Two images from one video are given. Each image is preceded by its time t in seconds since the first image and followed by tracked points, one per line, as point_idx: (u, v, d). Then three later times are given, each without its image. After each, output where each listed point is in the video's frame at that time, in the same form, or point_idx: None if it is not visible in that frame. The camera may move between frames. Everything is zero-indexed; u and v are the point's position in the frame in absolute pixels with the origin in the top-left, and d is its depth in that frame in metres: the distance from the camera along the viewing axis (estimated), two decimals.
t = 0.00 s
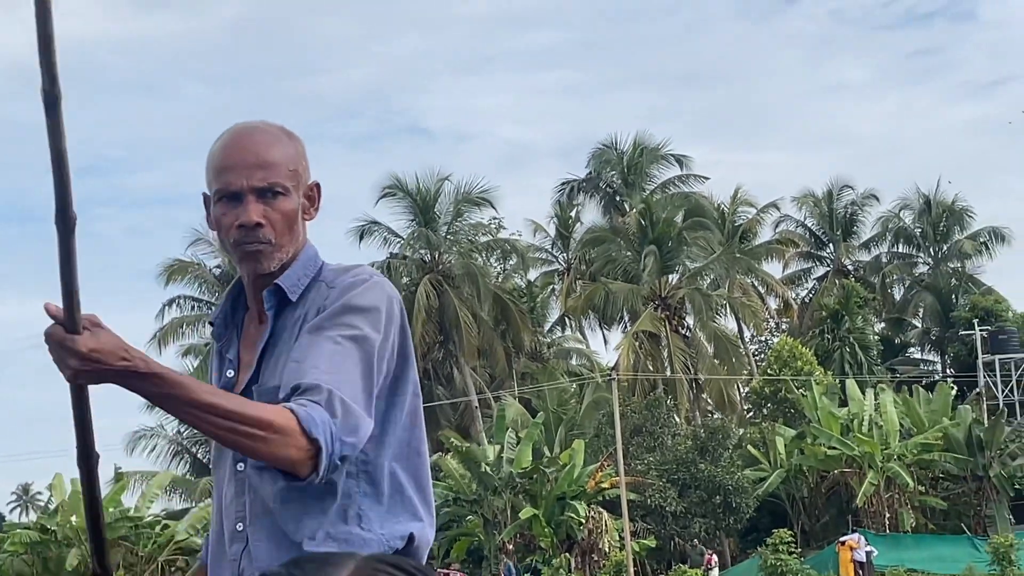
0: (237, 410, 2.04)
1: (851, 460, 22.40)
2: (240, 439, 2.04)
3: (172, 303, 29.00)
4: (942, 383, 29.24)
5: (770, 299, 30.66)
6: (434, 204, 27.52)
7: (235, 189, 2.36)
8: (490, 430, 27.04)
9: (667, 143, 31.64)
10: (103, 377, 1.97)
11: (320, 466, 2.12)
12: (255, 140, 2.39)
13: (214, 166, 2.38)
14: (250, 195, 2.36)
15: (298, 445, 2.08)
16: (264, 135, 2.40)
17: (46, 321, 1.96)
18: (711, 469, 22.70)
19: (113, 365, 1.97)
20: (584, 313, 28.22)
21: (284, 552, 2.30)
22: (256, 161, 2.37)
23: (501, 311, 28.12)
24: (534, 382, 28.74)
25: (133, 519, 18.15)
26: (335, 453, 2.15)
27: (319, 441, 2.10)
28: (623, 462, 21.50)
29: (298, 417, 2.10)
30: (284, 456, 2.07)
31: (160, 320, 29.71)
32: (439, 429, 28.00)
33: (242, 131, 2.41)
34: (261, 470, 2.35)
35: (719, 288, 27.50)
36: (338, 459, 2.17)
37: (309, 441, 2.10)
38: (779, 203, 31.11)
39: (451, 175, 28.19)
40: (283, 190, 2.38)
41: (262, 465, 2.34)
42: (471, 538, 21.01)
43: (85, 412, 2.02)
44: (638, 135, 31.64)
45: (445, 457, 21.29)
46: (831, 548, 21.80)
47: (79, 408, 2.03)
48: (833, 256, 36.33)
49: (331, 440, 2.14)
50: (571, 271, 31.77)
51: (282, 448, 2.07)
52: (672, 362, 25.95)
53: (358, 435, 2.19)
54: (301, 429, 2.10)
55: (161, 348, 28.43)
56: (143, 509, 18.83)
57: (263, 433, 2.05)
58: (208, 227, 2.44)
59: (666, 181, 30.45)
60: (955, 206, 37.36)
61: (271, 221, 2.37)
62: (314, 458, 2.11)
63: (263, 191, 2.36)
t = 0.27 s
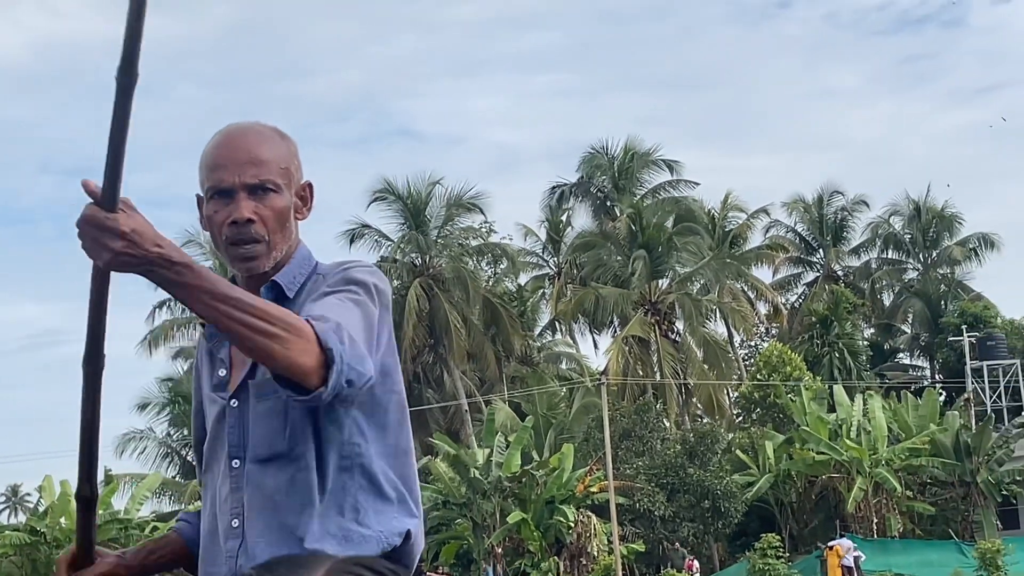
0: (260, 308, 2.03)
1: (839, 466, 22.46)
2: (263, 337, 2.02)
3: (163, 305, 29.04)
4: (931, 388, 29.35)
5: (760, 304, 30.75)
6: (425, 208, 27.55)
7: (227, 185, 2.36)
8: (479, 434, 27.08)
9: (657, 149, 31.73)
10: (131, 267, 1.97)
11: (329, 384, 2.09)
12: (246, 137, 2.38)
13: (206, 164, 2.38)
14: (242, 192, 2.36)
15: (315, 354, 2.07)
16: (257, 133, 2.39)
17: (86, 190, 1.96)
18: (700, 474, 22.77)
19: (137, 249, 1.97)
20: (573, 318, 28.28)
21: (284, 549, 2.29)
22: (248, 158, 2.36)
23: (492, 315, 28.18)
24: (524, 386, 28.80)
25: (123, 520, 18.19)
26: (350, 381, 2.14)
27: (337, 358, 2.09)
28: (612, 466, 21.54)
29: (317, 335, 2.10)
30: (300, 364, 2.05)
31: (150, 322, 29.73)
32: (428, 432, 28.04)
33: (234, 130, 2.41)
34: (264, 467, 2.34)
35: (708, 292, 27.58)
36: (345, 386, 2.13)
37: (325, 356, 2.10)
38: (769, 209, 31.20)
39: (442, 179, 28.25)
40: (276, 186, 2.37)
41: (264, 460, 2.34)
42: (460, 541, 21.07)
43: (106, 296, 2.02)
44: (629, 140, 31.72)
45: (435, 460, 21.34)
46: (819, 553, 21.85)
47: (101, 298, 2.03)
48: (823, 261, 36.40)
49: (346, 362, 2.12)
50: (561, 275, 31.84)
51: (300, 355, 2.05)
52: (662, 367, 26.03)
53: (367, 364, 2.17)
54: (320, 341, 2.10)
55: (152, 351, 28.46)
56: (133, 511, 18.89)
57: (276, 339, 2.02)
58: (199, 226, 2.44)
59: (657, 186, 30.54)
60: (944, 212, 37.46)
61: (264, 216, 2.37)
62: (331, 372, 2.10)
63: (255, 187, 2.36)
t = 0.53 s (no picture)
0: (324, 175, 2.23)
1: (828, 471, 22.55)
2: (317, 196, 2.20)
3: (156, 306, 29.07)
4: (921, 393, 29.44)
5: (751, 308, 30.80)
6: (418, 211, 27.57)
7: (225, 180, 2.49)
8: (470, 437, 27.12)
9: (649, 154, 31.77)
10: (223, 83, 2.21)
11: (365, 284, 2.24)
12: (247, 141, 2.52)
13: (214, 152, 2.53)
14: (237, 184, 2.49)
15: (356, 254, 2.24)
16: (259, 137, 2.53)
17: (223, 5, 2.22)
18: (690, 478, 22.84)
19: (235, 61, 2.21)
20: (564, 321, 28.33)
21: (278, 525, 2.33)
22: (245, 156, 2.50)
23: (483, 318, 28.25)
24: (515, 389, 28.85)
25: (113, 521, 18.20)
26: (383, 291, 2.27)
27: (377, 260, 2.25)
28: (602, 470, 21.60)
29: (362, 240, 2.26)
30: (338, 240, 2.21)
31: (143, 323, 29.74)
32: (420, 435, 28.06)
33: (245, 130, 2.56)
34: (267, 449, 2.41)
35: (700, 296, 27.66)
36: (380, 293, 2.26)
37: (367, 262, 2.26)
38: (761, 213, 31.25)
39: (434, 182, 28.29)
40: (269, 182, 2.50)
41: (270, 441, 2.41)
42: (451, 543, 21.10)
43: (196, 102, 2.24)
44: (621, 144, 31.79)
45: (426, 463, 21.37)
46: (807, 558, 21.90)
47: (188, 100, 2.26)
48: (814, 266, 36.47)
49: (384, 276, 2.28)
50: (553, 279, 31.89)
51: (342, 228, 2.21)
52: (653, 371, 26.09)
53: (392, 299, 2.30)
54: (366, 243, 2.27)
55: (144, 352, 28.49)
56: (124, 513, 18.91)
57: (324, 205, 2.19)
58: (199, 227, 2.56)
59: (649, 190, 30.62)
60: (935, 217, 37.56)
61: (258, 211, 2.47)
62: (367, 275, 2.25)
63: (251, 180, 2.49)
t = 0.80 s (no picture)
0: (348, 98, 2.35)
1: (820, 475, 22.60)
2: (334, 93, 2.32)
3: (149, 306, 29.10)
4: (913, 398, 29.52)
5: (743, 312, 30.88)
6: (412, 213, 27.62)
7: (219, 189, 2.48)
8: (463, 439, 27.19)
9: (643, 158, 31.85)
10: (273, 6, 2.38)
11: (381, 217, 2.33)
12: (242, 142, 2.51)
13: (203, 168, 2.50)
14: (230, 194, 2.48)
15: (366, 171, 2.30)
16: (253, 139, 2.52)
17: None
18: (681, 481, 22.92)
19: None
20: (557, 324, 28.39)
21: (281, 507, 2.40)
22: (237, 160, 2.48)
23: (476, 320, 28.29)
24: (508, 392, 28.93)
25: (108, 521, 18.24)
26: (391, 234, 2.36)
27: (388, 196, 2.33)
28: (594, 472, 21.67)
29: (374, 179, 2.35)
30: (359, 155, 2.29)
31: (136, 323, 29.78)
32: (412, 437, 28.12)
33: (238, 130, 2.54)
34: (265, 438, 2.48)
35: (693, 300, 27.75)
36: (390, 232, 2.36)
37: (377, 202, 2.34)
38: (755, 218, 31.34)
39: (428, 184, 28.35)
40: (263, 188, 2.48)
41: (271, 430, 2.48)
42: (442, 545, 21.16)
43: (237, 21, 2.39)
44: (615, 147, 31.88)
45: (418, 465, 21.42)
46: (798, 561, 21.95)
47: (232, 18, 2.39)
48: (807, 271, 36.57)
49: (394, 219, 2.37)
50: (546, 282, 31.97)
51: (362, 149, 2.31)
52: (645, 374, 26.17)
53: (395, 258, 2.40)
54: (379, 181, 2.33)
55: (137, 351, 28.52)
56: (118, 512, 18.94)
57: (349, 121, 2.30)
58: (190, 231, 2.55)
59: (643, 194, 30.71)
60: (927, 223, 37.68)
61: (250, 218, 2.48)
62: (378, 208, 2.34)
63: (244, 188, 2.47)
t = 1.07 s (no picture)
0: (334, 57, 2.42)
1: (814, 477, 22.66)
2: (321, 49, 2.39)
3: (145, 305, 29.16)
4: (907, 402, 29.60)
5: (739, 315, 30.95)
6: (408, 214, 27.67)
7: (212, 189, 2.53)
8: (458, 440, 27.24)
9: (640, 161, 31.91)
10: None
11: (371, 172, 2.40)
12: (238, 137, 2.55)
13: (198, 165, 2.55)
14: (224, 193, 2.53)
15: (352, 111, 2.35)
16: (251, 133, 2.56)
17: None
18: (675, 483, 22.99)
19: None
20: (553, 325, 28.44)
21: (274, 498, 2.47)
22: (232, 156, 2.53)
23: (473, 321, 28.35)
24: (504, 393, 28.99)
25: (103, 520, 18.29)
26: (377, 185, 2.42)
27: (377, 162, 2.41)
28: (589, 474, 21.73)
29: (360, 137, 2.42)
30: (344, 99, 2.36)
31: (132, 322, 29.82)
32: (408, 437, 28.15)
33: (234, 123, 2.59)
34: (258, 428, 2.53)
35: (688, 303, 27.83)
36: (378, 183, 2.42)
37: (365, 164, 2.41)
38: (751, 221, 31.41)
39: (426, 185, 28.41)
40: (258, 187, 2.53)
41: (264, 420, 2.53)
42: (437, 546, 21.20)
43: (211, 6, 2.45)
44: (612, 150, 31.95)
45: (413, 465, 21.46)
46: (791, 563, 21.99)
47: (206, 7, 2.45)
48: (803, 274, 36.65)
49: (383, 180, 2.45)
50: (543, 283, 32.03)
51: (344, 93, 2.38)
52: (640, 376, 26.23)
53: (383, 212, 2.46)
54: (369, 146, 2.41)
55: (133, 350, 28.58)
56: (113, 511, 18.98)
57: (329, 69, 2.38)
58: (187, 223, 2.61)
59: (639, 197, 30.77)
60: (924, 227, 37.76)
61: (245, 215, 2.53)
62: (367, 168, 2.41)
63: (237, 186, 2.52)
